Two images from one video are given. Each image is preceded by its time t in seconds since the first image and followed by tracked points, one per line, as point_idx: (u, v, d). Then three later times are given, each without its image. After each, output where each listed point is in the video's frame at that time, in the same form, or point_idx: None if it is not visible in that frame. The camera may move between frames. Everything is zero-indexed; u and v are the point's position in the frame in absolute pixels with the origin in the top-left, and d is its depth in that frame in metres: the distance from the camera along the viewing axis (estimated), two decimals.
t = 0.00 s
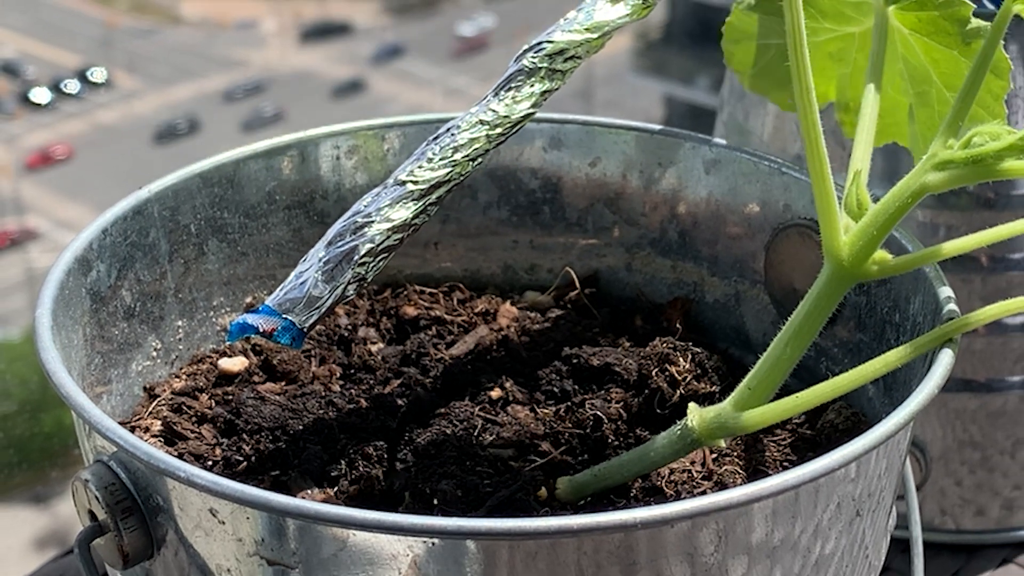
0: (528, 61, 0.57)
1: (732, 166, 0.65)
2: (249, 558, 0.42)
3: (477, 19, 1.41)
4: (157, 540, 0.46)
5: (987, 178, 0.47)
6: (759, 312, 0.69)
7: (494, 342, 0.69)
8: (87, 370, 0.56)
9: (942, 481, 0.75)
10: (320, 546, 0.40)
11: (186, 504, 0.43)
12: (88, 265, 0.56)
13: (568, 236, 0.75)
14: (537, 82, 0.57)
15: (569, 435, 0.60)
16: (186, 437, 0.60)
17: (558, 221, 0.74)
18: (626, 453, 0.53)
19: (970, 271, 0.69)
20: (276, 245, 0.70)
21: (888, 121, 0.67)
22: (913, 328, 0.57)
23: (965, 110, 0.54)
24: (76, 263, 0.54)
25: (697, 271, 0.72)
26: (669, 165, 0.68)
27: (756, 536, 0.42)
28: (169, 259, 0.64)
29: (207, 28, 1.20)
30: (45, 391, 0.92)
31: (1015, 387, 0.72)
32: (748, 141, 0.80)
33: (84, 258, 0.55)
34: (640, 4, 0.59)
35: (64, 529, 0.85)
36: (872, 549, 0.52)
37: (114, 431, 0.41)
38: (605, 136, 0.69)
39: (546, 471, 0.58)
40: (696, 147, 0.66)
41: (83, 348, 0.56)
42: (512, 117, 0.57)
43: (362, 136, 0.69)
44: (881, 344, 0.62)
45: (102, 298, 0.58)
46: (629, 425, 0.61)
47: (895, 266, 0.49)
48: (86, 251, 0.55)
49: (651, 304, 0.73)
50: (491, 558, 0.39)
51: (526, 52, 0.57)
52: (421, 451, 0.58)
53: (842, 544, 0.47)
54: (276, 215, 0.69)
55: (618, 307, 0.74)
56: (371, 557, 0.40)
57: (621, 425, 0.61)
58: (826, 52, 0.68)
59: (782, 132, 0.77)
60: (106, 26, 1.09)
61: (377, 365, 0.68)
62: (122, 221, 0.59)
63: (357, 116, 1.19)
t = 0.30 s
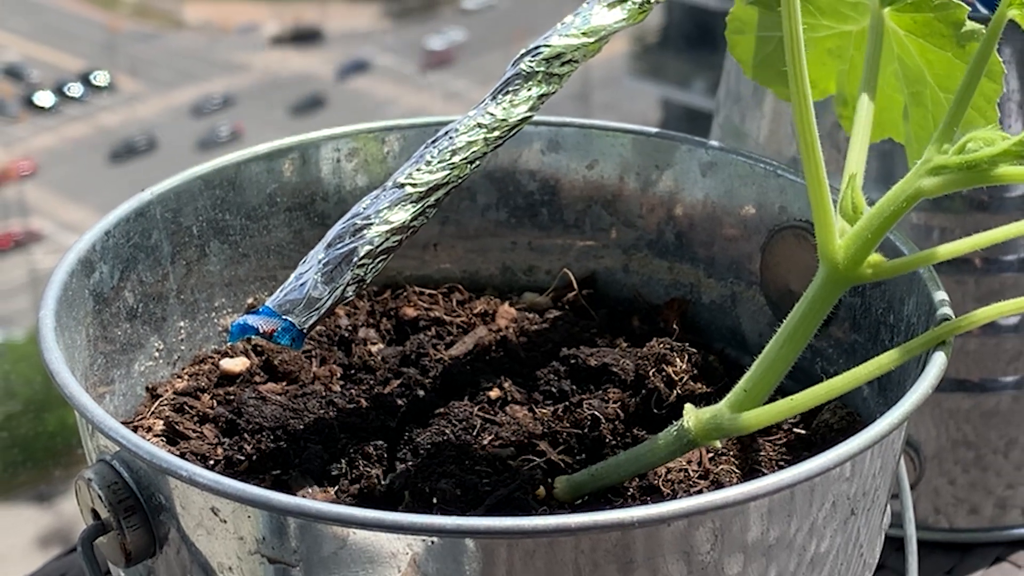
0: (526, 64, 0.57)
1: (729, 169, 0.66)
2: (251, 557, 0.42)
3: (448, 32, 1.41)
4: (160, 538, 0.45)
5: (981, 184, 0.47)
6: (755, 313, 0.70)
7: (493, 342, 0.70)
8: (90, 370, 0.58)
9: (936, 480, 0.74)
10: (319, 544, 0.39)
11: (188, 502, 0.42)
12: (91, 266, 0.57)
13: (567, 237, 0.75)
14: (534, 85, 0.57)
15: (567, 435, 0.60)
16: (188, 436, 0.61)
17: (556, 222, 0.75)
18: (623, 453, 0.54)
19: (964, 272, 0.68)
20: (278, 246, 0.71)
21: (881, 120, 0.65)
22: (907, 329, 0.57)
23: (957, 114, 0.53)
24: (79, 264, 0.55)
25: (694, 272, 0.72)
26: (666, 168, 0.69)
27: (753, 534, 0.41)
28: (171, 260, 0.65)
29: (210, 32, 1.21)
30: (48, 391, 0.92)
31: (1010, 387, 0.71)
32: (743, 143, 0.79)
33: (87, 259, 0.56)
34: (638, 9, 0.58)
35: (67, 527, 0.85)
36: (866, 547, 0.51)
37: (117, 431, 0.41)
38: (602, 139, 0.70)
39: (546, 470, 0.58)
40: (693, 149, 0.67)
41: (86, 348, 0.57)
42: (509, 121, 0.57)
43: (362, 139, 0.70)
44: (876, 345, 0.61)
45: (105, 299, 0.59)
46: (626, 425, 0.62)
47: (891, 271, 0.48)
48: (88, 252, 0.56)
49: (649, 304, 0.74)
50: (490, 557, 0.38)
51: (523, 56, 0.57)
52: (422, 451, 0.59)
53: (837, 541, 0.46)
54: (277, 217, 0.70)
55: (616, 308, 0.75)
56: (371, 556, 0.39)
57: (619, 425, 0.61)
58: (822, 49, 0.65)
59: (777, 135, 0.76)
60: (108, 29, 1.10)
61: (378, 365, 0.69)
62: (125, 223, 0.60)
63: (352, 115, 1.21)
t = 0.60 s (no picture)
0: (525, 68, 0.55)
1: (725, 171, 0.65)
2: (252, 555, 0.42)
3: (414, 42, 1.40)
4: (162, 537, 0.45)
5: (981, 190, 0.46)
6: (752, 314, 0.69)
7: (491, 342, 0.70)
8: (92, 370, 0.57)
9: (930, 479, 0.73)
10: (320, 542, 0.39)
11: (190, 501, 0.42)
12: (94, 267, 0.56)
13: (565, 239, 0.74)
14: (533, 88, 0.55)
15: (564, 434, 0.60)
16: (190, 436, 0.61)
17: (554, 224, 0.74)
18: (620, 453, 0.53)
19: (958, 273, 0.67)
20: (279, 247, 0.71)
21: (884, 137, 0.66)
22: (901, 329, 0.58)
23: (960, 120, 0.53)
24: (83, 265, 0.55)
25: (691, 273, 0.72)
26: (663, 170, 0.68)
27: (748, 533, 0.41)
28: (173, 262, 0.64)
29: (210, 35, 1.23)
30: (54, 390, 0.89)
31: (1004, 387, 0.70)
32: (739, 147, 0.78)
33: (91, 260, 0.56)
34: (635, 12, 0.56)
35: (70, 526, 0.84)
36: (861, 545, 0.51)
37: (119, 429, 0.40)
38: (599, 141, 0.69)
39: (542, 469, 0.58)
40: (689, 152, 0.66)
41: (88, 349, 0.56)
42: (509, 123, 0.55)
43: (363, 141, 0.69)
44: (871, 345, 0.62)
45: (109, 300, 0.59)
46: (623, 424, 0.62)
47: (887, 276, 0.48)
48: (92, 253, 0.55)
49: (645, 306, 0.74)
50: (487, 556, 0.38)
51: (522, 59, 0.56)
52: (421, 450, 0.59)
53: (832, 540, 0.46)
54: (279, 219, 0.69)
55: (613, 309, 0.74)
56: (372, 553, 0.39)
57: (616, 424, 0.61)
58: (825, 67, 0.66)
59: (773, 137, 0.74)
60: (113, 34, 1.10)
61: (378, 365, 0.68)
62: (127, 225, 0.60)
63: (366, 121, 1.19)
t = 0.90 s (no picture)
0: (523, 72, 0.54)
1: (721, 173, 0.63)
2: (253, 554, 0.41)
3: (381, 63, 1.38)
4: (165, 536, 0.44)
5: (970, 188, 0.46)
6: (747, 315, 0.67)
7: (490, 343, 0.68)
8: (96, 371, 0.56)
9: (924, 479, 0.69)
10: (321, 541, 0.38)
11: (192, 500, 0.41)
12: (97, 270, 0.55)
13: (563, 241, 0.73)
14: (531, 92, 0.54)
15: (562, 433, 0.59)
16: (192, 436, 0.60)
17: (552, 226, 0.72)
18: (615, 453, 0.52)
19: (951, 273, 0.63)
20: (280, 249, 0.69)
21: (884, 138, 0.63)
22: (897, 331, 0.56)
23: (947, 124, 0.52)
24: (86, 267, 0.54)
25: (686, 275, 0.70)
26: (660, 172, 0.66)
27: (744, 531, 0.40)
28: (176, 264, 0.63)
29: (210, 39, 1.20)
30: (57, 390, 0.86)
31: (998, 388, 0.66)
32: (735, 150, 0.78)
33: (93, 263, 0.54)
34: (634, 16, 0.55)
35: (74, 524, 0.81)
36: (855, 545, 0.50)
37: (121, 429, 0.39)
38: (598, 144, 0.67)
39: (540, 468, 0.57)
40: (686, 154, 0.64)
41: (92, 349, 0.55)
42: (508, 126, 0.54)
43: (363, 144, 0.67)
44: (866, 346, 0.60)
45: (111, 302, 0.58)
46: (621, 424, 0.60)
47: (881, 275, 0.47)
48: (95, 255, 0.54)
49: (643, 307, 0.72)
50: (487, 554, 0.37)
51: (521, 63, 0.55)
52: (419, 450, 0.57)
53: (827, 538, 0.45)
54: (280, 221, 0.68)
55: (611, 310, 0.72)
56: (372, 552, 0.38)
57: (614, 425, 0.60)
58: (825, 74, 0.65)
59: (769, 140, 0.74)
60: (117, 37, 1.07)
61: (378, 366, 0.67)
62: (130, 227, 0.59)
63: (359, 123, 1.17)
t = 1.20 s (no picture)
0: (522, 76, 0.54)
1: (717, 176, 0.64)
2: (255, 552, 0.42)
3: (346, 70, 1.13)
4: (167, 533, 0.45)
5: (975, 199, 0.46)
6: (743, 316, 0.68)
7: (489, 343, 0.68)
8: (99, 370, 0.56)
9: (918, 477, 0.70)
10: (322, 539, 0.39)
11: (194, 499, 0.42)
12: (100, 271, 0.55)
13: (561, 243, 0.73)
14: (530, 95, 0.54)
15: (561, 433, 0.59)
16: (195, 435, 0.60)
17: (550, 228, 0.72)
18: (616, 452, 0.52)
19: (943, 275, 0.65)
20: (281, 251, 0.69)
21: (895, 162, 0.61)
22: (891, 331, 0.56)
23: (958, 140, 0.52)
24: (89, 268, 0.54)
25: (684, 276, 0.70)
26: (657, 175, 0.67)
27: (740, 530, 0.41)
28: (178, 265, 0.63)
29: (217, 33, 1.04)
30: (61, 389, 0.87)
31: (991, 387, 0.67)
32: (731, 153, 0.77)
33: (98, 263, 0.55)
34: (632, 20, 0.55)
35: (78, 522, 0.82)
36: (852, 542, 0.51)
37: (125, 429, 0.40)
38: (595, 147, 0.68)
39: (540, 467, 0.57)
40: (682, 157, 0.65)
41: (95, 350, 0.55)
42: (507, 130, 0.54)
43: (363, 147, 0.67)
44: (860, 347, 0.60)
45: (115, 302, 0.57)
46: (617, 422, 0.60)
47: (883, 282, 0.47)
48: (100, 255, 0.54)
49: (640, 308, 0.72)
50: (485, 550, 0.38)
51: (520, 67, 0.55)
52: (421, 449, 0.57)
53: (822, 536, 0.46)
54: (281, 223, 0.68)
55: (609, 311, 0.72)
56: (372, 550, 0.39)
57: (611, 423, 0.60)
58: (842, 95, 0.63)
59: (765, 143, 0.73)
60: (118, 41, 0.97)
61: (378, 366, 0.66)
62: (133, 228, 0.58)
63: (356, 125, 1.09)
